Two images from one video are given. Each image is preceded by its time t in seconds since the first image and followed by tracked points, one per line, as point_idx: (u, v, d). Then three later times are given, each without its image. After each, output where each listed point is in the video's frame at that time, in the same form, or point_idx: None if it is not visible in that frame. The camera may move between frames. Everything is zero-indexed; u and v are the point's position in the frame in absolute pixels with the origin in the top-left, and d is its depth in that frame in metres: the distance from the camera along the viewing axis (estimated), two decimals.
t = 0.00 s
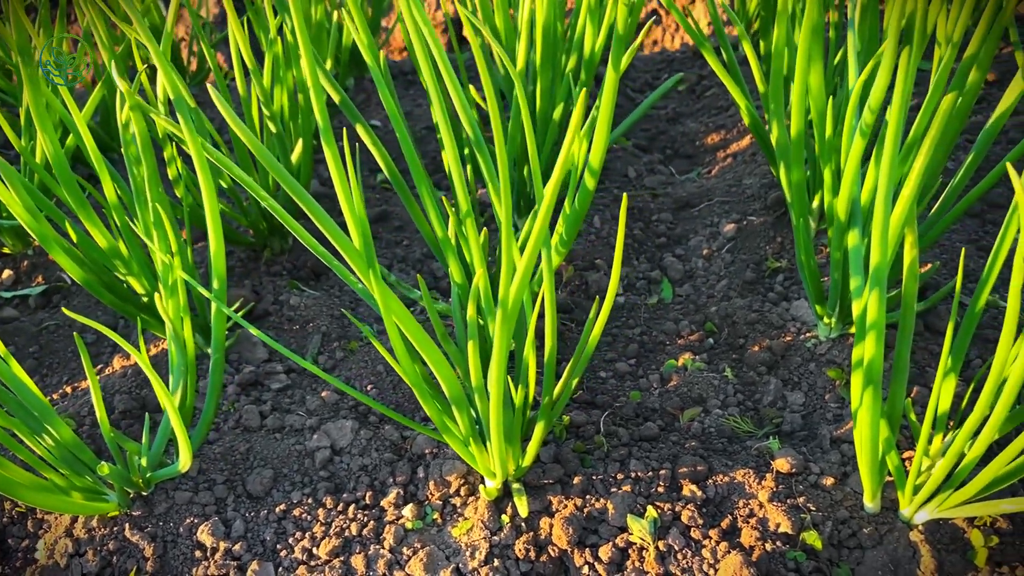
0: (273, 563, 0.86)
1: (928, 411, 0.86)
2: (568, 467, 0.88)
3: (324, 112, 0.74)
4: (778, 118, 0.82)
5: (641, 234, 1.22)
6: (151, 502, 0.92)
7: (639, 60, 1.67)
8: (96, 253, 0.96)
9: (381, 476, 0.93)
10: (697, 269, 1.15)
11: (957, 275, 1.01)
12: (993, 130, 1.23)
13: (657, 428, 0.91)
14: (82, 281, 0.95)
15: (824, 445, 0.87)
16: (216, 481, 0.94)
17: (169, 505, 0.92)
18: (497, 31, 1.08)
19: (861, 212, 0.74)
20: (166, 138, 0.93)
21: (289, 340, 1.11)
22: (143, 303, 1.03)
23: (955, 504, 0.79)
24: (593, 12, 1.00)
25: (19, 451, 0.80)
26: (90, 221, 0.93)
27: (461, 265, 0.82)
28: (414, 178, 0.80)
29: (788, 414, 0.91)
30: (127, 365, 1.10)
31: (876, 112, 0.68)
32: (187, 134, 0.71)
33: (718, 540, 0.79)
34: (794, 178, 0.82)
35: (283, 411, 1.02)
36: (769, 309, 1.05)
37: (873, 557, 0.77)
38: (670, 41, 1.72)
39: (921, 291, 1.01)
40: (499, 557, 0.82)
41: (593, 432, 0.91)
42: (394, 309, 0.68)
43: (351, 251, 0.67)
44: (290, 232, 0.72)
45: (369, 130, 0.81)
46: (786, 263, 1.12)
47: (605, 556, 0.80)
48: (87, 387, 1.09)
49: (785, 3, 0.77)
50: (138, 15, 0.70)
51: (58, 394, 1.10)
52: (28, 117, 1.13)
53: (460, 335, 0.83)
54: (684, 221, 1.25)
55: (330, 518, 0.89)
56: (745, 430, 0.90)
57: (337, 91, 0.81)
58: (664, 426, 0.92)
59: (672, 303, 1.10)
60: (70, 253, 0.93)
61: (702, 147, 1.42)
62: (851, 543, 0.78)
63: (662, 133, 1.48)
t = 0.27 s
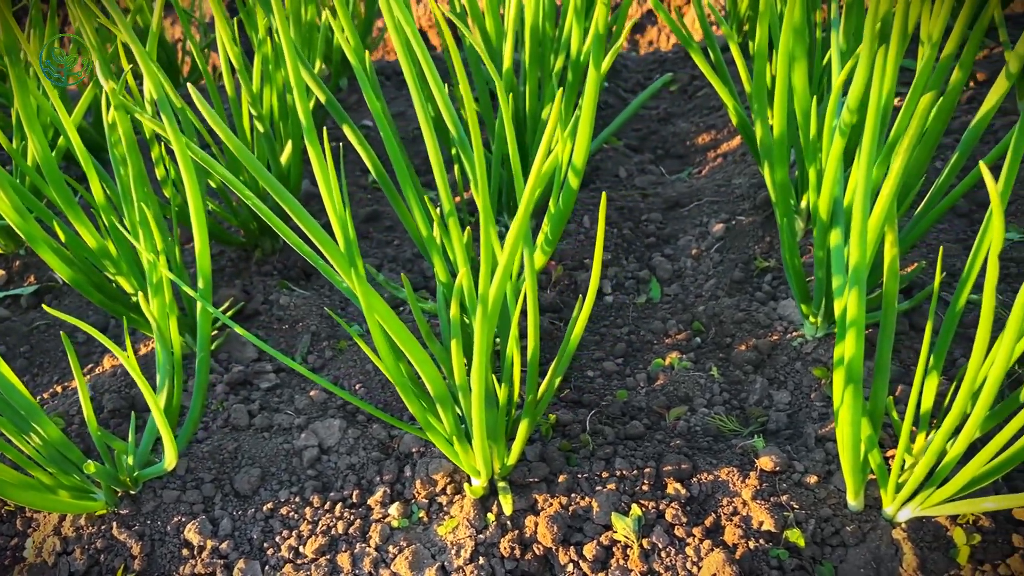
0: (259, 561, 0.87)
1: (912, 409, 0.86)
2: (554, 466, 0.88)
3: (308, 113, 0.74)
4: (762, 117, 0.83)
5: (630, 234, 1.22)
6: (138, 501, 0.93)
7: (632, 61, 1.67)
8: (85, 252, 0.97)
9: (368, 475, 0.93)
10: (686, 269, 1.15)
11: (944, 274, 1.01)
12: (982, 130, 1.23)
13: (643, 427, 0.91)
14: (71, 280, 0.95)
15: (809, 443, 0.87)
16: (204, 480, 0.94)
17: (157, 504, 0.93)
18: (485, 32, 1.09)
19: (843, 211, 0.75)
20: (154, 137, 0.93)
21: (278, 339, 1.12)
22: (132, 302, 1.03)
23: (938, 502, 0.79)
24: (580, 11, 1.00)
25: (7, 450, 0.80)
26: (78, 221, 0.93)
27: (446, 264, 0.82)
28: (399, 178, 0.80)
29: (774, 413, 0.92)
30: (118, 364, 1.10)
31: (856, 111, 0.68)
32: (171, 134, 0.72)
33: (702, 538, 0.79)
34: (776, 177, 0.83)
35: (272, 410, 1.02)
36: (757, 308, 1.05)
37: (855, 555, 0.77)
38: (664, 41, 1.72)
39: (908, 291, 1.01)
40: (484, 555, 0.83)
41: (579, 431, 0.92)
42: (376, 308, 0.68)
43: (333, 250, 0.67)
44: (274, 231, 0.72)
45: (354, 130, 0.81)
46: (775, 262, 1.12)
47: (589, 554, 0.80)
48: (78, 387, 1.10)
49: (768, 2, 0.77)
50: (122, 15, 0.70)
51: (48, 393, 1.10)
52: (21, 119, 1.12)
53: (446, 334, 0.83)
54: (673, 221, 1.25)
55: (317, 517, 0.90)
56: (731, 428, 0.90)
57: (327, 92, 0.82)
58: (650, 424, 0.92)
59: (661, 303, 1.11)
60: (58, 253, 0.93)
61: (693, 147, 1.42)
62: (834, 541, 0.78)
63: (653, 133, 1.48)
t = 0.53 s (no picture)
0: (243, 562, 0.87)
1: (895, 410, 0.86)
2: (538, 467, 0.88)
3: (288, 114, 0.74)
4: (745, 118, 0.83)
5: (618, 235, 1.23)
6: (123, 502, 0.93)
7: (624, 62, 1.67)
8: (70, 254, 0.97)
9: (353, 476, 0.93)
10: (673, 270, 1.16)
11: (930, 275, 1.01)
12: (970, 130, 1.24)
13: (627, 427, 0.91)
14: (56, 282, 0.96)
15: (792, 444, 0.87)
16: (189, 481, 0.94)
17: (141, 505, 0.93)
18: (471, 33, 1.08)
19: (824, 212, 0.75)
20: (138, 139, 0.93)
21: (266, 341, 1.12)
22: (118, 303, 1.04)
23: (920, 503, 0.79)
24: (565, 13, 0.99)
25: None
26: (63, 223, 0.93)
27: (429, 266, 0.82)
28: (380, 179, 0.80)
29: (758, 414, 0.92)
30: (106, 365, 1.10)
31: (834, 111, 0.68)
32: (150, 136, 0.72)
33: (684, 538, 0.79)
34: (758, 178, 0.83)
35: (258, 411, 1.02)
36: (743, 309, 1.06)
37: (837, 556, 0.78)
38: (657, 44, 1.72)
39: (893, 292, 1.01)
40: (467, 556, 0.83)
41: (564, 432, 0.92)
42: (355, 309, 0.68)
43: (312, 251, 0.67)
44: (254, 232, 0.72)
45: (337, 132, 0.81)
46: (762, 263, 1.12)
47: (572, 555, 0.80)
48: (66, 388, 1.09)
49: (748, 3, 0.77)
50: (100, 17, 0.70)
51: (36, 395, 1.10)
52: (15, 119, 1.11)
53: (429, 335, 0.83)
54: (661, 222, 1.26)
55: (301, 518, 0.90)
56: (715, 429, 0.90)
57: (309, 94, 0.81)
58: (635, 425, 0.92)
59: (647, 304, 1.11)
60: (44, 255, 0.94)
61: (683, 148, 1.43)
62: (815, 542, 0.79)
63: (643, 134, 1.48)
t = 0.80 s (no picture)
0: (227, 565, 0.87)
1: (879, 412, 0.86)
2: (522, 470, 0.88)
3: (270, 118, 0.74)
4: (729, 121, 0.83)
5: (607, 237, 1.22)
6: (108, 505, 0.93)
7: (615, 64, 1.67)
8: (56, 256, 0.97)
9: (338, 478, 0.93)
10: (662, 272, 1.15)
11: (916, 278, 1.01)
12: (959, 133, 1.24)
13: (612, 430, 0.91)
14: (43, 285, 0.96)
15: (777, 446, 0.87)
16: (174, 484, 0.94)
17: (126, 508, 0.93)
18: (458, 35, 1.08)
19: (806, 215, 0.75)
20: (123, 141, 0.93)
21: (253, 343, 1.12)
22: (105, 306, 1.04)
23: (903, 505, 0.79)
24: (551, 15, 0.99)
25: None
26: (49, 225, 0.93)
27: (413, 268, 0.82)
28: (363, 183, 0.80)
29: (744, 416, 0.92)
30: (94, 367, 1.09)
31: (812, 115, 0.68)
32: (133, 139, 0.72)
33: (667, 541, 0.79)
34: (741, 181, 0.83)
35: (245, 414, 1.02)
36: (730, 311, 1.06)
37: (820, 558, 0.77)
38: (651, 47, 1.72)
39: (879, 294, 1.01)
40: (451, 559, 0.83)
41: (549, 434, 0.92)
42: (336, 311, 0.68)
43: (290, 254, 0.67)
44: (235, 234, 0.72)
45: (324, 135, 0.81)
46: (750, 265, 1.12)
47: (556, 558, 0.80)
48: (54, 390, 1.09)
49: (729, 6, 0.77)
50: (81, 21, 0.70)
51: (23, 397, 1.10)
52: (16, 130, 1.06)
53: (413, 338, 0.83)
54: (650, 224, 1.25)
55: (286, 521, 0.90)
56: (700, 432, 0.90)
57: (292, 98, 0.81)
58: (621, 428, 0.92)
59: (635, 306, 1.11)
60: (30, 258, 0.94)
61: (673, 150, 1.42)
62: (798, 545, 0.78)
63: (634, 136, 1.48)
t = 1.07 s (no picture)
0: (210, 568, 0.87)
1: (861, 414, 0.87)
2: (505, 472, 0.88)
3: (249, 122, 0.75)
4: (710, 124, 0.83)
5: (594, 240, 1.23)
6: (92, 508, 0.93)
7: (605, 66, 1.67)
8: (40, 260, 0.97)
9: (322, 481, 0.93)
10: (648, 274, 1.15)
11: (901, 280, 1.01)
12: (946, 135, 1.24)
13: (595, 432, 0.91)
14: (26, 289, 0.96)
15: (760, 449, 0.87)
16: (158, 486, 0.94)
17: (110, 511, 0.93)
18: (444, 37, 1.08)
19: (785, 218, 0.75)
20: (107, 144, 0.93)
21: (239, 346, 1.12)
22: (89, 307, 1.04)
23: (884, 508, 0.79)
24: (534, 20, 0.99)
25: None
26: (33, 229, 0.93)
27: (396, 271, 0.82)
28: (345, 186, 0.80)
29: (727, 419, 0.92)
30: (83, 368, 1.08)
31: (789, 119, 0.68)
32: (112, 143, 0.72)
33: (648, 544, 0.79)
34: (723, 183, 0.83)
35: (230, 416, 1.02)
36: (715, 314, 1.06)
37: (800, 561, 0.78)
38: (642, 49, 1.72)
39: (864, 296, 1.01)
40: (433, 562, 0.83)
41: (532, 437, 0.92)
42: (314, 314, 0.69)
43: (267, 258, 0.67)
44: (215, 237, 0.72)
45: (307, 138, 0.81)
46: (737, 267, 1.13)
47: (537, 561, 0.80)
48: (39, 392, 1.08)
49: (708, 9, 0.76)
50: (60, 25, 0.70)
51: (9, 399, 1.10)
52: None
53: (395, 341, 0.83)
54: (638, 226, 1.26)
55: (269, 524, 0.90)
56: (683, 434, 0.90)
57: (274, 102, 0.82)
58: (604, 430, 0.92)
59: (621, 308, 1.11)
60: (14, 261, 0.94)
61: (662, 152, 1.43)
62: (779, 547, 0.79)
63: (623, 138, 1.48)
